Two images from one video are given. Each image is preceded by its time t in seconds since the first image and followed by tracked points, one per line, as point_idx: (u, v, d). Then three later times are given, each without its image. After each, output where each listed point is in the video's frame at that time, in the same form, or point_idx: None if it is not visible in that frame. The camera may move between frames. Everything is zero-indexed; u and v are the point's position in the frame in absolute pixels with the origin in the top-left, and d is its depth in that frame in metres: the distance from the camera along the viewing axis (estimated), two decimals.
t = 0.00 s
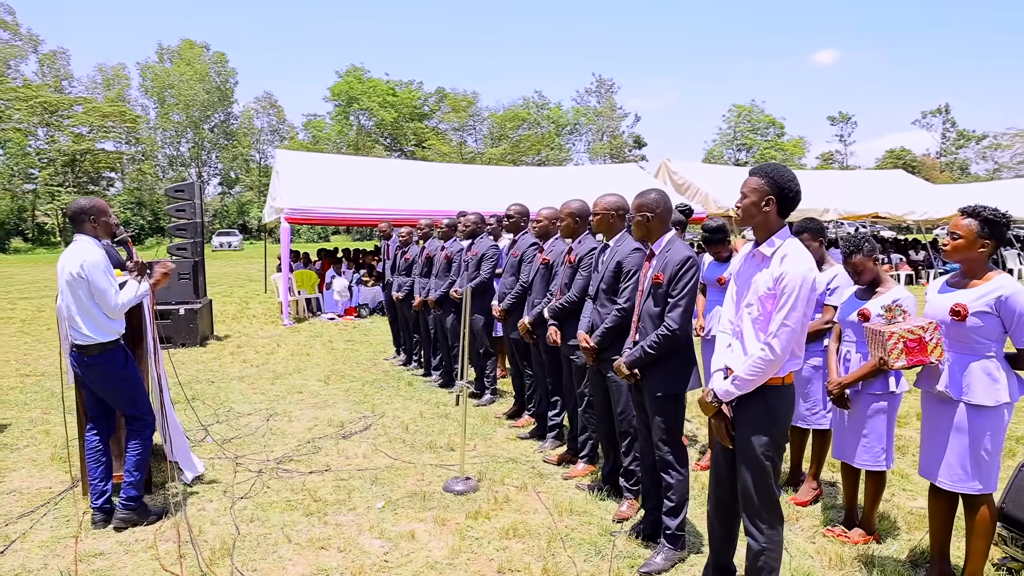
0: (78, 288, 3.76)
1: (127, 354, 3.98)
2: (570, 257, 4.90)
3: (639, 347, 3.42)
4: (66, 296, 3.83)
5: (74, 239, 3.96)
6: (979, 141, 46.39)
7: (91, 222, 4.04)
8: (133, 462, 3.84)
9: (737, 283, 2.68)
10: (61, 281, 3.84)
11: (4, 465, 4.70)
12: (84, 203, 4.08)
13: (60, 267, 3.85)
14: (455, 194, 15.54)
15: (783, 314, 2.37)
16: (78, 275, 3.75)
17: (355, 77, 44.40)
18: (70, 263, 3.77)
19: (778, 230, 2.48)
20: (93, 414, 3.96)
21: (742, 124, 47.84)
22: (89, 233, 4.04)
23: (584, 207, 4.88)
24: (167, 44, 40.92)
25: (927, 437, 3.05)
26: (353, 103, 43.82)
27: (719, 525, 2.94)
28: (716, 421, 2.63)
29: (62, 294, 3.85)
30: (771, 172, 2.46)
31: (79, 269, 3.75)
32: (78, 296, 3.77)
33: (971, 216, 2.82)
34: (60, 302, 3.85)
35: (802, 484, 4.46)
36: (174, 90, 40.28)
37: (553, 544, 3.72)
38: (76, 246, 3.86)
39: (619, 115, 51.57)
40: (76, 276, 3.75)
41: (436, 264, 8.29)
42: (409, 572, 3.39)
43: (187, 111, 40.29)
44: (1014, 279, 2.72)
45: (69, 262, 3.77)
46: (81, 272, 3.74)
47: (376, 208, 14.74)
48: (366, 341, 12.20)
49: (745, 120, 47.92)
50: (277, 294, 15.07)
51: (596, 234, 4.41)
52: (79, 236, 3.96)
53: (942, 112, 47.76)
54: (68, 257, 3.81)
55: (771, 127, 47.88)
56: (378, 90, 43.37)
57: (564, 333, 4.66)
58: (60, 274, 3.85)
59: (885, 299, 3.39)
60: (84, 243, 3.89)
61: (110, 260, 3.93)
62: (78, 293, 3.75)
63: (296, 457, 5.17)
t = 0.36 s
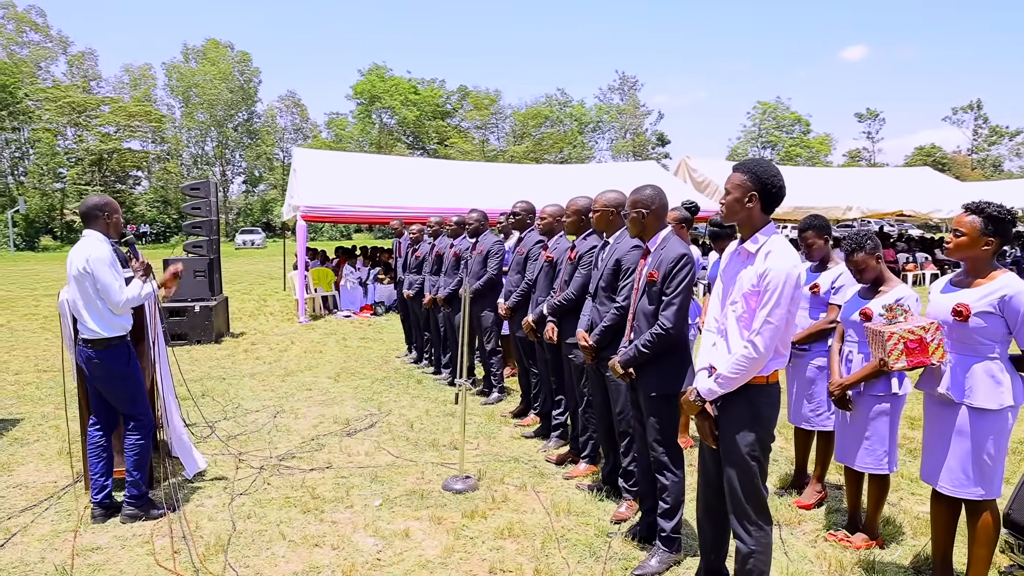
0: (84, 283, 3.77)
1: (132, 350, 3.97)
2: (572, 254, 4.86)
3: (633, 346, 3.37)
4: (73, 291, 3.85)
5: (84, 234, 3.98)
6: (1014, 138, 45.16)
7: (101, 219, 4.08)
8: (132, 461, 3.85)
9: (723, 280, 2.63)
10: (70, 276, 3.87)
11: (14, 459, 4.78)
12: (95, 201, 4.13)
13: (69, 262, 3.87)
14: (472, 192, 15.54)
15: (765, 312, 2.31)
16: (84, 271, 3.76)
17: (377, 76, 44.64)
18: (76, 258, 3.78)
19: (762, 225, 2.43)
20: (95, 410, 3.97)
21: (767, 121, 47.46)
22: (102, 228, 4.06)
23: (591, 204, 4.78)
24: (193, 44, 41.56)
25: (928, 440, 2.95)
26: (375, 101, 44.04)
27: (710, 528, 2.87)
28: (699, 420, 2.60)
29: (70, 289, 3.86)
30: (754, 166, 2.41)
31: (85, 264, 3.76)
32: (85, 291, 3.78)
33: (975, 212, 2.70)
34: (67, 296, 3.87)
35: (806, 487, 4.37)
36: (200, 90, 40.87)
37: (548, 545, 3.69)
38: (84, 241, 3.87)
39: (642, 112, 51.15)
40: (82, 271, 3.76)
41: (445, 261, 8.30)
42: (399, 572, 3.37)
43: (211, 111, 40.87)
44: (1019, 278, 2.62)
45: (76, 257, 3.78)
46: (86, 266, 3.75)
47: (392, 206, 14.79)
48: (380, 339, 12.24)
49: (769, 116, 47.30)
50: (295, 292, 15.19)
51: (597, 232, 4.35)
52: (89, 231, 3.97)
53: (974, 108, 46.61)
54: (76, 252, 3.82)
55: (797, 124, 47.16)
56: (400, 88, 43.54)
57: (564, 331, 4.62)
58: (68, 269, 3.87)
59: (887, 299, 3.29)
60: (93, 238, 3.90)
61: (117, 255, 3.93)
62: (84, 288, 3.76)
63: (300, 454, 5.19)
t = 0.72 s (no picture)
0: (105, 280, 3.83)
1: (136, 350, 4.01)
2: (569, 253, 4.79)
3: (624, 348, 3.30)
4: (83, 288, 3.85)
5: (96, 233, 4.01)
6: None
7: (118, 218, 4.10)
8: (124, 463, 3.85)
9: (705, 281, 2.66)
10: (81, 273, 3.87)
11: (14, 458, 4.83)
12: (110, 199, 4.15)
13: (81, 259, 3.88)
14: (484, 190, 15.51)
15: (746, 314, 2.35)
16: (105, 268, 3.83)
17: (396, 75, 44.79)
18: (96, 255, 3.84)
19: (743, 226, 2.48)
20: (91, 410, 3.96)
21: (788, 119, 46.82)
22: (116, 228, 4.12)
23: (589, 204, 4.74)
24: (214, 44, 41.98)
25: (922, 446, 2.88)
26: (394, 100, 44.16)
27: (696, 534, 2.85)
28: (681, 425, 2.59)
29: (79, 285, 3.86)
30: (733, 165, 2.47)
31: (107, 262, 3.83)
32: (102, 288, 3.84)
33: (971, 212, 2.62)
34: (74, 294, 3.86)
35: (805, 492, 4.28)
36: (221, 89, 41.32)
37: (538, 549, 3.64)
38: (102, 239, 3.93)
39: (661, 110, 50.73)
40: (103, 268, 3.82)
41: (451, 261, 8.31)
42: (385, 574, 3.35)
43: (231, 109, 41.28)
44: (1016, 281, 2.55)
45: (96, 253, 3.84)
46: (110, 264, 3.83)
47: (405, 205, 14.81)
48: (389, 338, 12.24)
49: (791, 115, 46.71)
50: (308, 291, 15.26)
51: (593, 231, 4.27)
52: (104, 229, 4.01)
53: (1001, 105, 45.66)
54: (93, 249, 3.86)
55: (819, 122, 46.52)
56: (419, 86, 43.62)
57: (560, 332, 4.56)
58: (79, 266, 3.88)
59: (884, 299, 3.19)
60: (111, 237, 3.98)
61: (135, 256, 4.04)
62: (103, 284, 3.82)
63: (298, 454, 5.20)
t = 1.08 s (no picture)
0: (117, 280, 3.86)
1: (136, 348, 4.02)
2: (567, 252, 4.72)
3: (616, 348, 3.22)
4: (89, 286, 3.84)
5: (100, 231, 4.00)
6: None
7: (122, 217, 4.10)
8: (111, 464, 3.84)
9: (690, 280, 2.66)
10: (87, 271, 3.85)
11: (14, 456, 4.88)
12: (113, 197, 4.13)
13: (88, 257, 3.86)
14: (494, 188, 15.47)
15: (727, 316, 2.36)
16: (120, 269, 3.87)
17: (412, 74, 44.84)
18: (110, 255, 3.86)
19: (728, 226, 2.46)
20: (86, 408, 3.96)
21: (806, 118, 46.20)
22: (120, 228, 4.11)
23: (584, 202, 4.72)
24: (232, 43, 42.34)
25: (918, 450, 2.84)
26: (410, 98, 44.21)
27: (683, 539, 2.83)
28: (664, 429, 2.62)
29: (84, 283, 3.84)
30: (718, 164, 2.45)
31: (121, 262, 3.88)
32: (112, 288, 3.85)
33: (967, 211, 2.58)
34: (79, 292, 3.84)
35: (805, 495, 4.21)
36: (238, 89, 41.68)
37: (529, 552, 3.61)
38: (111, 238, 3.94)
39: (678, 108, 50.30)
40: (118, 268, 3.86)
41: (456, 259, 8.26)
42: None
43: (249, 108, 41.59)
44: (1013, 282, 2.51)
45: (110, 254, 3.86)
46: (125, 265, 3.87)
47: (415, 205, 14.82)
48: (398, 337, 12.25)
49: (809, 113, 46.12)
50: (318, 289, 15.31)
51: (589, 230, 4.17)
52: (109, 228, 4.00)
53: None
54: (105, 249, 3.88)
55: (837, 120, 45.91)
56: (435, 85, 43.66)
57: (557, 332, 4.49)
58: (85, 263, 3.86)
59: (880, 300, 3.15)
60: (118, 237, 3.99)
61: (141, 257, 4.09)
62: (116, 284, 3.85)
63: (296, 453, 5.21)
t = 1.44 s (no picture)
0: (102, 278, 3.83)
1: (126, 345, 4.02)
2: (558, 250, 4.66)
3: (600, 347, 3.16)
4: (75, 284, 3.83)
5: (85, 229, 3.97)
6: None
7: (106, 213, 4.04)
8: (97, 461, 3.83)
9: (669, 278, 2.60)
10: (72, 269, 3.83)
11: (8, 452, 4.90)
12: (96, 193, 4.07)
13: (74, 255, 3.84)
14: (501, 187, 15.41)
15: (703, 314, 2.30)
16: (104, 267, 3.84)
17: (426, 73, 44.84)
18: (94, 253, 3.83)
19: (705, 222, 2.40)
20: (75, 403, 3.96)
21: (822, 117, 45.68)
22: (104, 224, 4.05)
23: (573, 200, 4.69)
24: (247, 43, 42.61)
25: (907, 454, 2.76)
26: (424, 97, 44.13)
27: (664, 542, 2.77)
28: (643, 430, 2.56)
29: (71, 281, 3.83)
30: (695, 159, 2.39)
31: (106, 260, 3.84)
32: (97, 286, 3.83)
33: (957, 207, 2.51)
34: (66, 290, 3.83)
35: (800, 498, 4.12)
36: (252, 88, 41.93)
37: (514, 553, 3.56)
38: (96, 236, 3.91)
39: (692, 107, 49.93)
40: (102, 266, 3.83)
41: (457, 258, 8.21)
42: None
43: (264, 107, 41.85)
44: (1003, 282, 2.44)
45: (94, 251, 3.83)
46: (109, 263, 3.84)
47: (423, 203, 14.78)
48: (403, 336, 12.23)
49: (824, 111, 45.60)
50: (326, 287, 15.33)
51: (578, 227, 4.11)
52: (93, 226, 3.96)
53: None
54: (90, 246, 3.84)
55: (853, 119, 45.37)
56: (449, 84, 43.64)
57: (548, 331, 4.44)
58: (71, 261, 3.83)
59: (871, 299, 3.07)
60: (104, 234, 3.95)
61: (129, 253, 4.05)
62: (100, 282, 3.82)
63: (290, 452, 5.19)
